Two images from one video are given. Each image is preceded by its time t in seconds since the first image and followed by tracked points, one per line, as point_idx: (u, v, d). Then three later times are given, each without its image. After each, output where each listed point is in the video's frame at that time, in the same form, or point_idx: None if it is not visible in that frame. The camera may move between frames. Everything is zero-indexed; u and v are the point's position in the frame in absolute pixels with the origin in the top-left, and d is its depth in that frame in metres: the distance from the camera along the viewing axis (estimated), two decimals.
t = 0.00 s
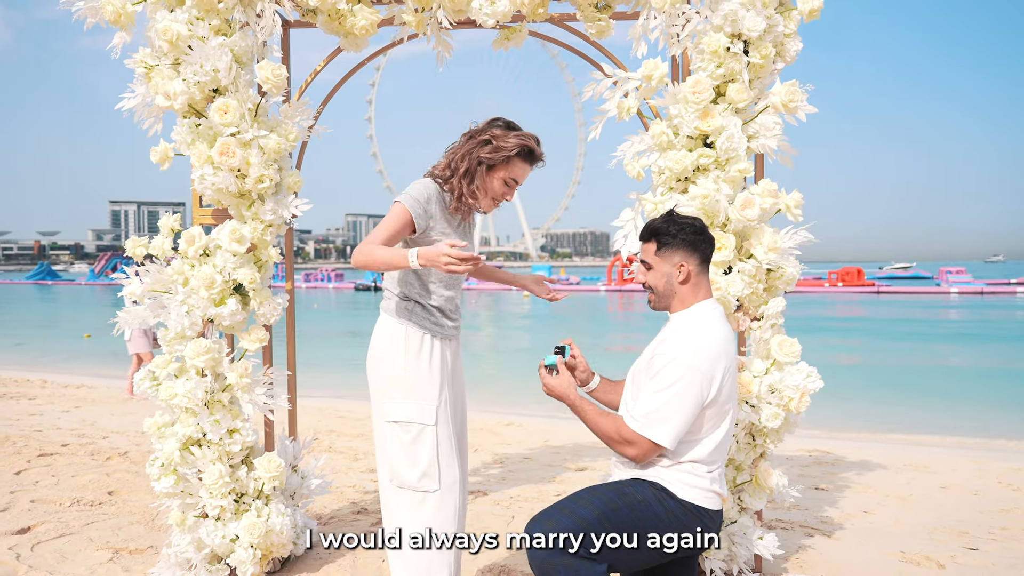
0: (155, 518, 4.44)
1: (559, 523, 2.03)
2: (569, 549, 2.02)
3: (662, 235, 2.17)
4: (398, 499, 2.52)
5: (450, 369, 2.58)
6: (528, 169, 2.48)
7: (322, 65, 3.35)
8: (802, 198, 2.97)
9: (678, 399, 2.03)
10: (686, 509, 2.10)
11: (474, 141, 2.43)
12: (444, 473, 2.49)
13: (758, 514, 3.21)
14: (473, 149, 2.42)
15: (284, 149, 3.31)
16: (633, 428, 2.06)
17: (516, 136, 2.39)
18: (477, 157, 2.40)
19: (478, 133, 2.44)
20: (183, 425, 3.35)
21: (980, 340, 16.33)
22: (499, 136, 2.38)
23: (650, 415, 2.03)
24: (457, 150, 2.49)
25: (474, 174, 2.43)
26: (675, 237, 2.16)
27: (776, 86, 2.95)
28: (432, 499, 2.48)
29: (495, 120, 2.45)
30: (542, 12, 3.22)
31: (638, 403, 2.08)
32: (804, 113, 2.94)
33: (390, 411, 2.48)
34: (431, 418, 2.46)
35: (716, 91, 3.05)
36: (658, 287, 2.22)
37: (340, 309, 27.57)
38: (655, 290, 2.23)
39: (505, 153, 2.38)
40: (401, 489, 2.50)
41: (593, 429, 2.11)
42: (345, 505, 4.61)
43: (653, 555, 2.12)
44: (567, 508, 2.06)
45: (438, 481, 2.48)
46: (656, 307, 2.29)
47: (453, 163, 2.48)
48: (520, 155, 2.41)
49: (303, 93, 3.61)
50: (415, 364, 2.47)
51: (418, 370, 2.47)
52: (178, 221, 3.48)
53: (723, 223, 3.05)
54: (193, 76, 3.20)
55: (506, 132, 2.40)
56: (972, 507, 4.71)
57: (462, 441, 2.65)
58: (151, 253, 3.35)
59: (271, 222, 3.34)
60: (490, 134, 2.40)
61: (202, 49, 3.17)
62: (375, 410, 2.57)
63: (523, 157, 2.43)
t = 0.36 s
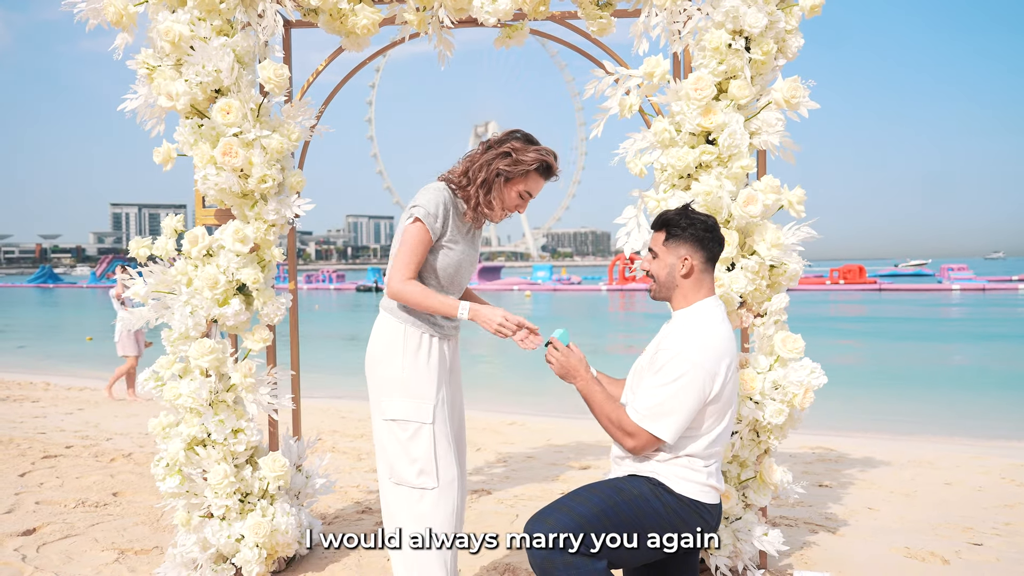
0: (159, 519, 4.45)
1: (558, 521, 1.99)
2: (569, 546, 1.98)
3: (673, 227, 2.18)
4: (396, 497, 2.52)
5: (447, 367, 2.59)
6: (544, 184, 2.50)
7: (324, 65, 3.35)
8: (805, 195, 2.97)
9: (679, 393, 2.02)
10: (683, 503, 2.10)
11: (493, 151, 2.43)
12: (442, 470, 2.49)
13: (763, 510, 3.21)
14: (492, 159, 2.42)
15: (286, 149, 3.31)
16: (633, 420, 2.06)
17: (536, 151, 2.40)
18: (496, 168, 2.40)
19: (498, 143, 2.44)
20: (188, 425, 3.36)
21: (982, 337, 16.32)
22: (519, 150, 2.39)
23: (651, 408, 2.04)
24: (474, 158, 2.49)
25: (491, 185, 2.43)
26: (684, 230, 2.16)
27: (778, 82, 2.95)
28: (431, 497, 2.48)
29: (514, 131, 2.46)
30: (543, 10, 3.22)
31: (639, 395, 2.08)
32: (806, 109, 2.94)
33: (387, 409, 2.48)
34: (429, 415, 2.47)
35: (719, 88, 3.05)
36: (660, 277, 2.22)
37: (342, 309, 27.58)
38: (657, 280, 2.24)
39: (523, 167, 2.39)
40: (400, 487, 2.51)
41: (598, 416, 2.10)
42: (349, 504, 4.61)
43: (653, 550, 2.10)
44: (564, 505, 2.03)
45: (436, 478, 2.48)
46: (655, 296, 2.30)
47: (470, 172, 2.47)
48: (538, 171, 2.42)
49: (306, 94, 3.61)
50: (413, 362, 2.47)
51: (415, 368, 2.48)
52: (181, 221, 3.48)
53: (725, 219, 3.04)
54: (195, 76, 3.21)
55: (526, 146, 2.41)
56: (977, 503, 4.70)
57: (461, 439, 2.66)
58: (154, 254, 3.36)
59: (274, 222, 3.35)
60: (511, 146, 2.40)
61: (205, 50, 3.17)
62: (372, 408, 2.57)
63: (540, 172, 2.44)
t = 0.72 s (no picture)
0: (161, 518, 4.45)
1: (557, 521, 1.98)
2: (569, 545, 1.96)
3: (697, 222, 2.20)
4: (401, 494, 2.52)
5: (453, 365, 2.59)
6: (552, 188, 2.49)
7: (325, 65, 3.35)
8: (806, 193, 2.97)
9: (677, 384, 2.03)
10: (681, 500, 2.08)
11: (504, 156, 2.41)
12: (447, 468, 2.50)
13: (765, 508, 3.21)
14: (502, 164, 2.41)
15: (287, 148, 3.32)
16: (630, 404, 2.06)
17: (546, 156, 2.39)
18: (506, 174, 2.39)
19: (507, 147, 2.43)
20: (190, 424, 3.36)
21: (982, 335, 16.31)
22: (529, 154, 2.38)
23: (648, 395, 2.04)
24: (485, 162, 2.47)
25: (501, 189, 2.42)
26: (707, 228, 2.18)
27: (779, 81, 2.95)
28: (435, 496, 2.49)
29: (523, 136, 2.44)
30: (543, 9, 3.23)
31: (639, 381, 2.08)
32: (807, 107, 2.94)
33: (393, 406, 2.49)
34: (435, 414, 2.47)
35: (720, 87, 3.05)
36: (672, 268, 2.23)
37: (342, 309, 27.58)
38: (668, 269, 2.24)
39: (533, 172, 2.38)
40: (405, 485, 2.50)
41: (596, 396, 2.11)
42: (351, 504, 4.62)
43: (652, 547, 2.08)
44: (561, 505, 2.02)
45: (441, 477, 2.48)
46: (662, 286, 2.31)
47: (481, 176, 2.46)
48: (548, 175, 2.42)
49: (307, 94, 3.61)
50: (420, 361, 2.48)
51: (422, 366, 2.48)
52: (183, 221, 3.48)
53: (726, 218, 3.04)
54: (196, 77, 3.21)
55: (536, 151, 2.40)
56: (978, 501, 4.70)
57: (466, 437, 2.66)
58: (156, 253, 3.37)
59: (275, 221, 3.35)
60: (521, 151, 2.40)
61: (206, 50, 3.17)
62: (378, 406, 2.57)
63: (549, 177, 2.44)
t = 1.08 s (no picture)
0: (160, 516, 4.45)
1: (555, 516, 1.99)
2: (568, 540, 1.97)
3: (706, 219, 2.21)
4: (402, 490, 2.52)
5: (454, 362, 2.61)
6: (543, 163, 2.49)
7: (323, 61, 3.35)
8: (803, 188, 2.98)
9: (679, 379, 2.03)
10: (678, 495, 2.08)
11: (493, 138, 2.40)
12: (449, 464, 2.50)
13: (762, 503, 3.22)
14: (493, 146, 2.40)
15: (286, 145, 3.31)
16: (632, 399, 2.06)
17: (534, 131, 2.39)
18: (499, 154, 2.37)
19: (494, 129, 2.42)
20: (188, 421, 3.35)
21: (978, 333, 16.37)
22: (518, 132, 2.38)
23: (650, 389, 2.04)
24: (474, 147, 2.46)
25: (496, 171, 2.41)
26: (715, 226, 2.18)
27: (776, 76, 2.96)
28: (437, 491, 2.49)
29: (507, 115, 2.44)
30: (541, 5, 3.23)
31: (641, 374, 2.08)
32: (804, 103, 2.94)
33: (395, 402, 2.49)
34: (438, 409, 2.48)
35: (717, 83, 3.06)
36: (676, 262, 2.23)
37: (339, 309, 27.55)
38: (672, 264, 2.25)
39: (525, 149, 2.38)
40: (406, 481, 2.50)
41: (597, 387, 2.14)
42: (349, 501, 4.62)
43: (650, 542, 2.09)
44: (559, 500, 2.03)
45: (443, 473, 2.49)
46: (665, 279, 2.32)
47: (472, 161, 2.44)
48: (539, 150, 2.41)
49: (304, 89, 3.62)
50: (422, 357, 2.48)
51: (425, 362, 2.48)
52: (180, 217, 3.47)
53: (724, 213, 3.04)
54: (194, 73, 3.20)
55: (524, 127, 2.40)
56: (975, 497, 4.72)
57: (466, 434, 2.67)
58: (153, 250, 3.34)
59: (274, 218, 3.35)
60: (509, 130, 2.39)
61: (203, 46, 3.16)
62: (378, 403, 2.56)
63: (540, 152, 2.43)
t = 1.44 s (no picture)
0: (155, 510, 4.44)
1: (553, 506, 2.00)
2: (565, 530, 1.97)
3: (707, 210, 2.22)
4: (407, 490, 2.52)
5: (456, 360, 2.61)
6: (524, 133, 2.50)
7: (319, 53, 3.32)
8: (799, 181, 2.99)
9: (677, 368, 2.03)
10: (677, 486, 2.08)
11: (471, 115, 2.40)
12: (456, 463, 2.51)
13: (758, 496, 3.24)
14: (473, 122, 2.39)
15: (281, 137, 3.30)
16: (632, 391, 2.06)
17: (512, 102, 2.40)
18: (481, 129, 2.37)
19: (472, 106, 2.42)
20: (184, 414, 3.35)
21: (970, 329, 16.47)
22: (495, 105, 2.38)
23: (648, 379, 2.04)
24: (455, 126, 2.45)
25: (480, 146, 2.41)
26: (715, 218, 2.19)
27: (772, 69, 2.96)
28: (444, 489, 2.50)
29: (480, 92, 2.44)
30: None
31: (640, 364, 2.08)
32: (800, 96, 2.95)
33: (400, 402, 2.47)
34: (444, 409, 2.47)
35: (714, 76, 3.06)
36: (673, 250, 2.24)
37: (334, 304, 27.52)
38: (668, 251, 2.25)
39: (505, 120, 2.39)
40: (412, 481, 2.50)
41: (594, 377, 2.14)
42: (345, 494, 4.62)
43: (648, 533, 2.10)
44: (557, 491, 2.04)
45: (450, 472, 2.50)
46: (660, 267, 2.32)
47: (455, 141, 2.44)
48: (519, 120, 2.42)
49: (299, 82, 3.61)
50: (428, 356, 2.47)
51: (430, 361, 2.47)
52: (175, 211, 3.47)
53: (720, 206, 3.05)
54: (189, 65, 3.18)
55: (500, 101, 2.40)
56: (968, 490, 4.76)
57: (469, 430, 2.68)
58: (149, 243, 3.36)
59: (270, 211, 3.34)
60: (486, 104, 2.39)
61: (199, 38, 3.16)
62: (382, 403, 2.54)
63: (520, 122, 2.44)
